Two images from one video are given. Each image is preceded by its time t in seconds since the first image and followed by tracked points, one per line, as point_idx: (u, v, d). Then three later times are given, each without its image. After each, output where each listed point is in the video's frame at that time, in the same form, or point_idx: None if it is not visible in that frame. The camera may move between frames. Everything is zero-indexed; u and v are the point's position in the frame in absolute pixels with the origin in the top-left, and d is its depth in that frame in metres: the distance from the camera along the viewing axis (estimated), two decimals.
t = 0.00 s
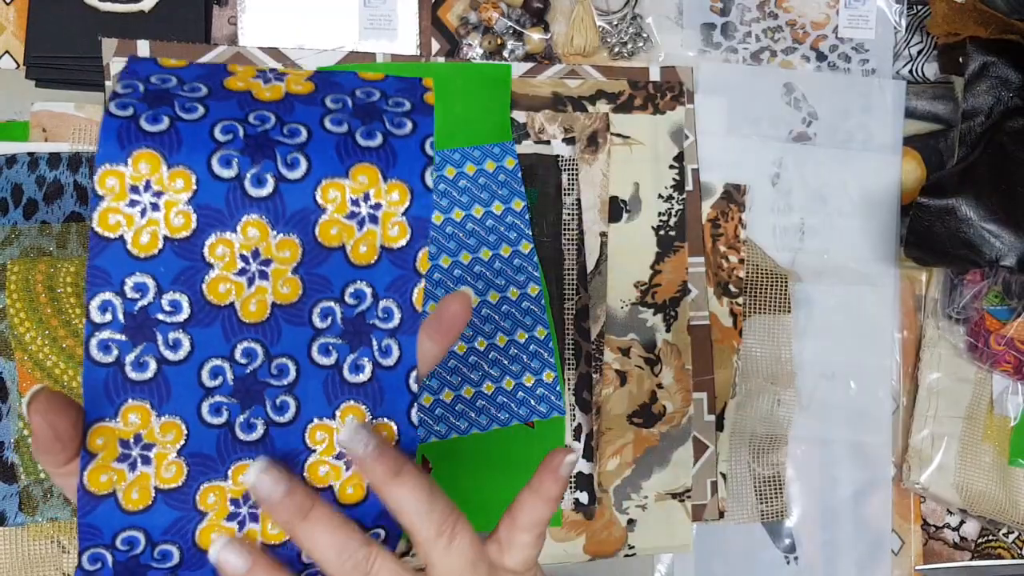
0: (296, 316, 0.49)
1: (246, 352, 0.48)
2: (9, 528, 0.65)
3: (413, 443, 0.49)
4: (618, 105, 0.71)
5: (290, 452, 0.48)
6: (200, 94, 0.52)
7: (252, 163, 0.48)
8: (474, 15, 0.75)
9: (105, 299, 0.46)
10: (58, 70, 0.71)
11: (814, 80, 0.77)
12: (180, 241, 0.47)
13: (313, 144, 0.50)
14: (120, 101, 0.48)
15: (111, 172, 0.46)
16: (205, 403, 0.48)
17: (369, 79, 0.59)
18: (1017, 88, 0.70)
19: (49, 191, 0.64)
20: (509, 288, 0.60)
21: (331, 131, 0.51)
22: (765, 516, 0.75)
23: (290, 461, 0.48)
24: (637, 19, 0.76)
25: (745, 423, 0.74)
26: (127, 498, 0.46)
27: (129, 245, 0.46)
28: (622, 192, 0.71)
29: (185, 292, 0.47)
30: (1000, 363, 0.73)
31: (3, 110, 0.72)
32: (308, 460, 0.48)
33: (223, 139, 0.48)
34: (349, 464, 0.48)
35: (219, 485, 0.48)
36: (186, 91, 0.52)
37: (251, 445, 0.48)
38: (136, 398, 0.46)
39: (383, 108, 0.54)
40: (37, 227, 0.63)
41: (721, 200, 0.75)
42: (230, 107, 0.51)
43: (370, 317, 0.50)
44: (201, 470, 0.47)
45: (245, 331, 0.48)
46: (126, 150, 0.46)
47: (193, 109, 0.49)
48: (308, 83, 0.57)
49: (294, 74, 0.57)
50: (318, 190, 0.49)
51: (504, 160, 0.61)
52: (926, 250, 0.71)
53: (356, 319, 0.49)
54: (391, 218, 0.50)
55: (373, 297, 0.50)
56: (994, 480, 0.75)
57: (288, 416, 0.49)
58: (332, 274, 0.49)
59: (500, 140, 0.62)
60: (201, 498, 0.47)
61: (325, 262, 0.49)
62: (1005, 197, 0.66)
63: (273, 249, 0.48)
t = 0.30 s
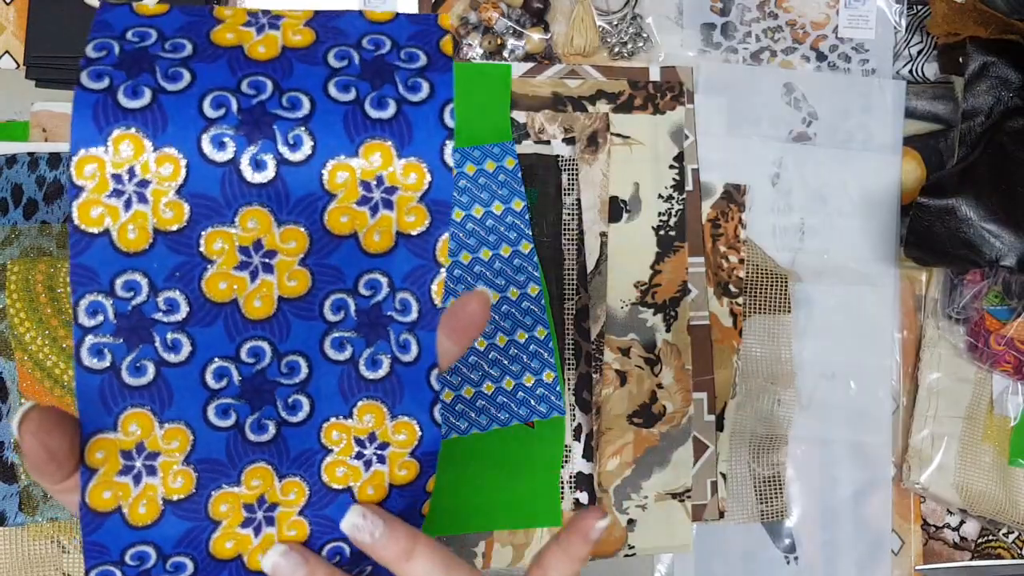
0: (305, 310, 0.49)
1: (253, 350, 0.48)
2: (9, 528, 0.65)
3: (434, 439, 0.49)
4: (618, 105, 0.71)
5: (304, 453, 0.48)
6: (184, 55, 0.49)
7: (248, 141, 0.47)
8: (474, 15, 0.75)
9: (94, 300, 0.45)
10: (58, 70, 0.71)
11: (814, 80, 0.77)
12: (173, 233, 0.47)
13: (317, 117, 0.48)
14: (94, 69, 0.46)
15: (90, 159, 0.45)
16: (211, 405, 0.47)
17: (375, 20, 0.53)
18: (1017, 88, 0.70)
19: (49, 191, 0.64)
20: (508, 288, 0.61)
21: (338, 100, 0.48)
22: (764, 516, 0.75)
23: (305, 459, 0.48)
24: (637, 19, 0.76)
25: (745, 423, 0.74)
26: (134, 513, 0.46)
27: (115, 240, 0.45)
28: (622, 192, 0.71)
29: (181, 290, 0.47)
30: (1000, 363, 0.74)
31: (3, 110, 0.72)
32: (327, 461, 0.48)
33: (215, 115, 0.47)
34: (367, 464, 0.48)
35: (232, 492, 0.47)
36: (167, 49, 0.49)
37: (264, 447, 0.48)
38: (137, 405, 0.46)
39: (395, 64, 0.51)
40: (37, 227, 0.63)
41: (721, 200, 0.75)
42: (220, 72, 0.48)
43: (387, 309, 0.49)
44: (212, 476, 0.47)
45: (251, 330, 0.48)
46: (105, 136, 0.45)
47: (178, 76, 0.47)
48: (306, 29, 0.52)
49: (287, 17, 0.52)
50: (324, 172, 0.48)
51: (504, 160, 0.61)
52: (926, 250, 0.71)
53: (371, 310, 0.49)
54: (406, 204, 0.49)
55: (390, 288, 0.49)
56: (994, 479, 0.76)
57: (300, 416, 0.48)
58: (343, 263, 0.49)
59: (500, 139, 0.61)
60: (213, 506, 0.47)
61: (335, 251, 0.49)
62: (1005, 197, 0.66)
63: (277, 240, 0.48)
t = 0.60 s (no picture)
0: (340, 356, 0.53)
1: (286, 395, 0.52)
2: (8, 528, 0.64)
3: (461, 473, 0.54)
4: (618, 105, 0.71)
5: (333, 485, 0.52)
6: (219, 102, 0.52)
7: (290, 198, 0.52)
8: (474, 15, 0.75)
9: (133, 348, 0.49)
10: (57, 70, 0.71)
11: (815, 79, 0.77)
12: (211, 287, 0.50)
13: (356, 171, 0.53)
14: (131, 121, 0.49)
15: (132, 217, 0.48)
16: (243, 444, 0.51)
17: (407, 63, 0.59)
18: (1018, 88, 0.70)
19: (48, 191, 0.63)
20: (509, 288, 0.60)
21: (377, 152, 0.54)
22: (765, 516, 0.75)
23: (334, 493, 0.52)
24: (637, 18, 0.75)
25: (745, 424, 0.74)
26: (168, 545, 0.50)
27: (154, 293, 0.49)
28: (622, 192, 0.70)
29: (218, 339, 0.51)
30: (1002, 363, 0.73)
31: (2, 109, 0.72)
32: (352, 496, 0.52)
33: (256, 170, 0.51)
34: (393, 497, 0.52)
35: (262, 524, 0.51)
36: (201, 95, 0.52)
37: (292, 481, 0.52)
38: (171, 445, 0.50)
39: (429, 111, 0.56)
40: (36, 227, 0.62)
41: (721, 200, 0.75)
42: (261, 124, 0.52)
43: (420, 354, 0.54)
44: (245, 509, 0.51)
45: (285, 374, 0.52)
46: (148, 194, 0.49)
47: (216, 126, 0.51)
48: (339, 74, 0.56)
49: (320, 58, 0.56)
50: (364, 231, 0.53)
51: (504, 160, 0.61)
52: (927, 250, 0.71)
53: (401, 355, 0.54)
54: (442, 256, 0.54)
55: (421, 333, 0.54)
56: (995, 480, 0.75)
57: (329, 455, 0.52)
58: (379, 312, 0.54)
59: (500, 139, 0.61)
60: (244, 538, 0.51)
61: (371, 301, 0.54)
62: (1007, 197, 0.66)
63: (315, 292, 0.53)
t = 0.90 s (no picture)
0: (334, 385, 0.48)
1: (284, 424, 0.48)
2: (8, 528, 0.64)
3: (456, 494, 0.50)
4: (618, 105, 0.71)
5: (328, 503, 0.49)
6: (208, 141, 0.44)
7: (286, 244, 0.45)
8: (474, 15, 0.75)
9: (131, 381, 0.44)
10: (58, 70, 0.71)
11: (815, 80, 0.77)
12: (207, 329, 0.44)
13: (354, 214, 0.46)
14: (118, 164, 0.42)
15: (125, 267, 0.42)
16: (241, 466, 0.47)
17: (400, 80, 0.49)
18: (1018, 88, 0.70)
19: (48, 190, 0.63)
20: (508, 288, 0.59)
21: (374, 191, 0.46)
22: (765, 516, 0.75)
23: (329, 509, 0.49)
24: (637, 18, 0.75)
25: (745, 424, 0.74)
26: (169, 558, 0.46)
27: (151, 334, 0.43)
28: (622, 192, 0.70)
29: (216, 374, 0.45)
30: (1002, 363, 0.74)
31: (2, 109, 0.71)
32: (347, 511, 0.49)
33: (251, 217, 0.44)
34: (389, 513, 0.50)
35: (259, 535, 0.48)
36: (189, 133, 0.44)
37: (291, 498, 0.49)
38: (171, 466, 0.46)
39: (425, 141, 0.48)
40: (36, 227, 0.62)
41: (721, 200, 0.75)
42: (253, 164, 0.45)
43: (414, 380, 0.49)
44: (242, 522, 0.48)
45: (284, 407, 0.47)
46: (140, 243, 0.42)
47: (208, 169, 0.44)
48: (332, 101, 0.47)
49: (310, 81, 0.47)
50: (360, 270, 0.46)
51: (504, 160, 0.59)
52: (927, 250, 0.70)
53: (397, 382, 0.49)
54: (438, 290, 0.48)
55: (416, 361, 0.49)
56: (995, 480, 0.75)
57: (326, 474, 0.49)
58: (374, 345, 0.48)
59: (500, 139, 0.60)
60: (242, 547, 0.48)
61: (368, 333, 0.48)
62: (1007, 197, 0.66)
63: (311, 329, 0.46)
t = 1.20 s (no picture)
0: (377, 429, 0.43)
1: (327, 459, 0.42)
2: (6, 529, 0.64)
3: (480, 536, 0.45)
4: (618, 104, 0.71)
5: (358, 529, 0.44)
6: (292, 203, 0.39)
7: (352, 307, 0.40)
8: (474, 14, 0.75)
9: (194, 407, 0.38)
10: (58, 70, 0.71)
11: (815, 79, 0.77)
12: (270, 372, 0.39)
13: (417, 287, 0.41)
14: (207, 220, 0.37)
15: (202, 313, 0.37)
16: (285, 489, 0.42)
17: (476, 164, 0.43)
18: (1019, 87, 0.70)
19: (47, 190, 0.63)
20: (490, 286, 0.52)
21: (437, 266, 0.41)
22: (765, 517, 0.74)
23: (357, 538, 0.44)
24: (637, 18, 0.75)
25: (745, 424, 0.74)
26: (207, 565, 0.40)
27: (218, 370, 0.38)
28: (623, 192, 0.70)
29: (273, 410, 0.40)
30: (1004, 363, 0.73)
31: (2, 110, 0.71)
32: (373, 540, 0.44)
33: (324, 279, 0.39)
34: (412, 544, 0.44)
35: (292, 550, 0.42)
36: (277, 198, 0.38)
37: (325, 521, 0.43)
38: (220, 482, 0.40)
39: (491, 226, 0.42)
40: (35, 227, 0.62)
41: (721, 199, 0.75)
42: (327, 226, 0.39)
43: (452, 433, 0.44)
44: (276, 538, 0.42)
45: (329, 444, 0.42)
46: (219, 293, 0.37)
47: (288, 231, 0.38)
48: (408, 174, 0.41)
49: (393, 155, 0.41)
50: (417, 335, 0.41)
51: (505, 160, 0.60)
52: (929, 250, 0.70)
53: (436, 433, 0.44)
54: (485, 361, 0.43)
55: (456, 419, 0.44)
56: (997, 480, 0.75)
57: (361, 505, 0.44)
58: (419, 400, 0.43)
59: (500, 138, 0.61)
60: (274, 560, 0.42)
61: (414, 390, 0.43)
62: (1008, 196, 0.66)
63: (364, 381, 0.42)
